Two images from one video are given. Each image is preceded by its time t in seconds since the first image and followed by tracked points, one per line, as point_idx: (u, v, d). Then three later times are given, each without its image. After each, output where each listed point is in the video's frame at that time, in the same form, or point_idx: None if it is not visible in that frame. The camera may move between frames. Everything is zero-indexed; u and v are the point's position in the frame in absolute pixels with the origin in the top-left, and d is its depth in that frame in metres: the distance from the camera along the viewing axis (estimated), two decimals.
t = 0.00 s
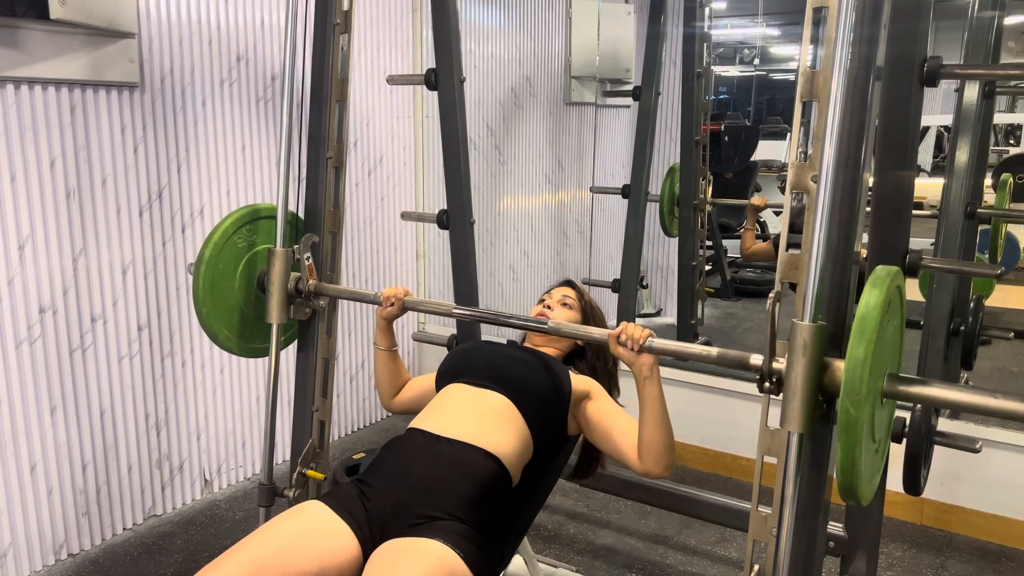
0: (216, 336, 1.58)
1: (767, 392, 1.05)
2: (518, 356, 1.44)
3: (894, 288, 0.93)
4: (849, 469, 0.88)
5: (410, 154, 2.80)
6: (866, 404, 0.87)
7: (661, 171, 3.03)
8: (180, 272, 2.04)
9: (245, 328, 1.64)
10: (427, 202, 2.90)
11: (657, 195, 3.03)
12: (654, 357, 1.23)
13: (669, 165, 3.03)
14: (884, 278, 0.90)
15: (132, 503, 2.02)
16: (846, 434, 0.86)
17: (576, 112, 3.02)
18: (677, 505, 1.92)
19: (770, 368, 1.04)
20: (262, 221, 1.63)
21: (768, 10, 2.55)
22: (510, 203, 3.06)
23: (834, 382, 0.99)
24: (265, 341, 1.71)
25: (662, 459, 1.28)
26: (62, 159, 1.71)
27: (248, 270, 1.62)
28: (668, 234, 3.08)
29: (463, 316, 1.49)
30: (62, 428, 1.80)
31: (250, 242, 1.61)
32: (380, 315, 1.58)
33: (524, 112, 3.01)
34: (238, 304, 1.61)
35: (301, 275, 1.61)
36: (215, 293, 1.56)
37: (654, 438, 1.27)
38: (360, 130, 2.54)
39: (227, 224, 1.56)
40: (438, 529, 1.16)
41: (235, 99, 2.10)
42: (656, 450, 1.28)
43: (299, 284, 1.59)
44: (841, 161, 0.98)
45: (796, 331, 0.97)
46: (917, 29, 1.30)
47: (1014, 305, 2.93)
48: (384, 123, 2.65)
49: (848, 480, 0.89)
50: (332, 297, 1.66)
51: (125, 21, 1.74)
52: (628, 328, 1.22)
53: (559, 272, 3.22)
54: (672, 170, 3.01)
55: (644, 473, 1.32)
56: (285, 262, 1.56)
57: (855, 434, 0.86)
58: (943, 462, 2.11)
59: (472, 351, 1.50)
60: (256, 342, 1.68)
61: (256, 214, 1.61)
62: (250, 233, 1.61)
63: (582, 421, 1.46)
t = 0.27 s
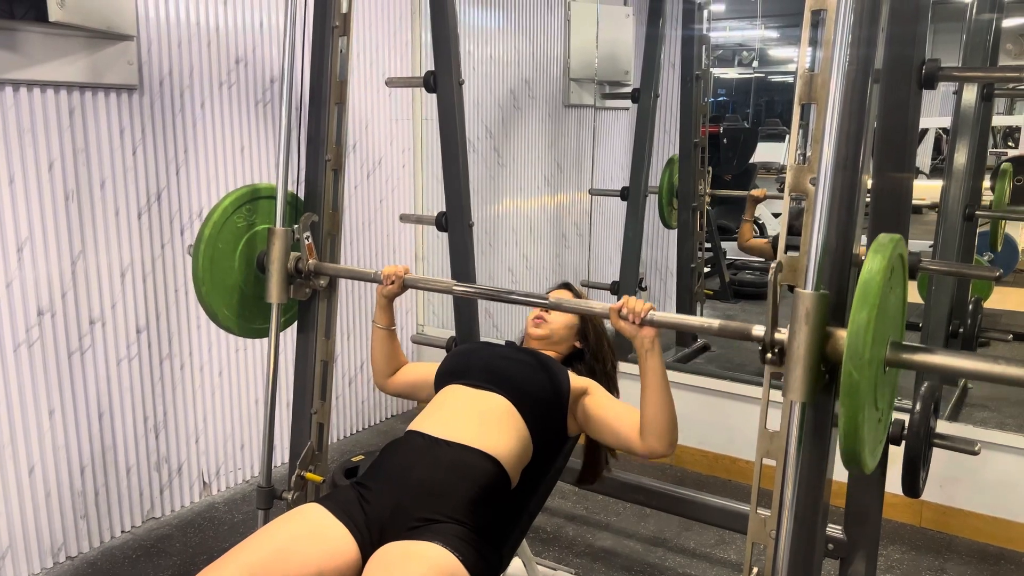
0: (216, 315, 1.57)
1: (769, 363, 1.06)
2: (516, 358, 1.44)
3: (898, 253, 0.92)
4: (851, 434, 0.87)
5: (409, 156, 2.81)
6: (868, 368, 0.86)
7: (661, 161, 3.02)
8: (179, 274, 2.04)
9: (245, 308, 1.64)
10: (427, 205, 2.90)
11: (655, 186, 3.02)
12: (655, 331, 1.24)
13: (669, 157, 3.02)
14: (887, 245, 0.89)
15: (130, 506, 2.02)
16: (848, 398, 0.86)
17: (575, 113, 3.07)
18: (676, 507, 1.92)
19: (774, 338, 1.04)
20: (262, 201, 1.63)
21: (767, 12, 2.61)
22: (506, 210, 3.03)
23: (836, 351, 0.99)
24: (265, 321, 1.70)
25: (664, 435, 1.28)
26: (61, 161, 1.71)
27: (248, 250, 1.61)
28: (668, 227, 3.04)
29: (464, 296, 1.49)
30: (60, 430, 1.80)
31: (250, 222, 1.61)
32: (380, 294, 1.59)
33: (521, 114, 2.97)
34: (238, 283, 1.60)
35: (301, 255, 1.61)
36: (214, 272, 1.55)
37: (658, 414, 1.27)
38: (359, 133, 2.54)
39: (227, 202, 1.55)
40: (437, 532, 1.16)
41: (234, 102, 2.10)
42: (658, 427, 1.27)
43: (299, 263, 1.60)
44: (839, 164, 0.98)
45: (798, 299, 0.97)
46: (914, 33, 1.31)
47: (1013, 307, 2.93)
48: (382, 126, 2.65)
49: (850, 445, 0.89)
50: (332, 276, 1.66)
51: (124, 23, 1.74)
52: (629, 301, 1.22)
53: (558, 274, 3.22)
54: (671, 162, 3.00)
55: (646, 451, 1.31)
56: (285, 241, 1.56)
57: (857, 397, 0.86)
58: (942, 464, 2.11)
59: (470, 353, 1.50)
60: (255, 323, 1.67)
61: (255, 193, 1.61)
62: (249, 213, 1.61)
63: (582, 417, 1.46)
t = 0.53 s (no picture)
0: (216, 272, 1.57)
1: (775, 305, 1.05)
2: (514, 357, 1.44)
3: (903, 189, 0.93)
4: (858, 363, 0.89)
5: (408, 158, 2.81)
6: (875, 297, 0.88)
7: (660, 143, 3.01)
8: (178, 276, 2.03)
9: (246, 266, 1.64)
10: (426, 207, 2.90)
11: (655, 166, 3.04)
12: (660, 278, 1.24)
13: (668, 137, 3.01)
14: (894, 179, 0.90)
15: (130, 508, 2.02)
16: (855, 327, 0.87)
17: (574, 114, 3.07)
18: (675, 509, 1.92)
19: (779, 279, 1.04)
20: (263, 160, 1.64)
21: (766, 12, 2.62)
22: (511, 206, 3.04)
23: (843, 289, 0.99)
24: (266, 282, 1.71)
25: (664, 385, 1.28)
26: (60, 163, 1.71)
27: (249, 208, 1.62)
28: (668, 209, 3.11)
29: (467, 249, 1.48)
30: (59, 432, 1.80)
31: (251, 180, 1.61)
32: (383, 250, 1.59)
33: (522, 115, 2.99)
34: (238, 241, 1.61)
35: (303, 214, 1.62)
36: (215, 228, 1.55)
37: (653, 360, 1.27)
38: (357, 134, 2.54)
39: (226, 160, 1.55)
40: (434, 534, 1.16)
41: (233, 104, 2.10)
42: (656, 379, 1.28)
43: (300, 221, 1.60)
44: (835, 167, 0.99)
45: (804, 236, 0.97)
46: (914, 33, 1.30)
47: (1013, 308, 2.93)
48: (382, 127, 2.65)
49: (857, 377, 0.91)
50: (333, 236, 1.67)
51: (123, 25, 1.74)
52: (633, 248, 1.23)
53: (557, 276, 3.22)
54: (671, 142, 3.01)
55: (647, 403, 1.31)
56: (286, 199, 1.56)
57: (864, 325, 0.87)
58: (942, 465, 2.10)
59: (469, 353, 1.50)
60: (256, 283, 1.68)
61: (255, 151, 1.61)
62: (250, 171, 1.61)
63: (580, 410, 1.46)
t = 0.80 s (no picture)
0: (217, 231, 1.57)
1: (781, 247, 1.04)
2: (512, 356, 1.44)
3: (913, 121, 0.91)
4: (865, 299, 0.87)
5: (408, 158, 2.81)
6: (883, 227, 0.86)
7: (661, 122, 2.98)
8: (179, 277, 2.04)
9: (248, 225, 1.64)
10: (427, 208, 2.90)
11: (658, 146, 2.97)
12: (664, 225, 1.23)
13: (669, 117, 2.99)
14: (903, 109, 0.88)
15: (130, 509, 2.02)
16: (863, 259, 0.85)
17: (575, 115, 3.08)
18: (675, 509, 1.91)
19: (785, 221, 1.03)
20: (263, 118, 1.63)
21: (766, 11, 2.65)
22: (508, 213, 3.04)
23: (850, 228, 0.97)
24: (268, 243, 1.70)
25: (644, 330, 1.29)
26: (60, 164, 1.71)
27: (250, 166, 1.61)
28: (668, 188, 3.08)
29: (471, 203, 1.47)
30: (59, 433, 1.80)
31: (252, 139, 1.61)
32: (386, 206, 1.58)
33: (522, 115, 2.98)
34: (239, 199, 1.60)
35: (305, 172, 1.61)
36: (216, 187, 1.55)
37: (641, 307, 1.28)
38: (358, 134, 2.54)
39: (227, 118, 1.55)
40: (433, 535, 1.16)
41: (233, 105, 2.10)
42: (640, 324, 1.29)
43: (301, 180, 1.59)
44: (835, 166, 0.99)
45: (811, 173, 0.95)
46: (914, 32, 1.29)
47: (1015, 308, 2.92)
48: (382, 128, 2.64)
49: (865, 313, 0.89)
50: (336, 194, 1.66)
51: (123, 26, 1.74)
52: (637, 196, 1.22)
53: (558, 276, 3.21)
54: (672, 121, 2.99)
55: (630, 352, 1.32)
56: (287, 157, 1.56)
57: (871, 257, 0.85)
58: (943, 465, 2.10)
59: (469, 352, 1.49)
60: (257, 243, 1.67)
61: (256, 110, 1.61)
62: (251, 130, 1.61)
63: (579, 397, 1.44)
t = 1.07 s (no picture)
0: (219, 219, 1.58)
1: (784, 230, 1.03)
2: (511, 356, 1.44)
3: (915, 100, 0.92)
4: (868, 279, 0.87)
5: (411, 158, 2.81)
6: (886, 206, 0.86)
7: (664, 114, 2.98)
8: (180, 277, 2.04)
9: (250, 213, 1.64)
10: (429, 208, 2.90)
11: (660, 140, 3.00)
12: (667, 209, 1.23)
13: (673, 109, 2.98)
14: (906, 89, 0.88)
15: (133, 509, 2.02)
16: (866, 238, 0.86)
17: (577, 115, 3.02)
18: (678, 510, 1.91)
19: (788, 204, 1.01)
20: (265, 106, 1.64)
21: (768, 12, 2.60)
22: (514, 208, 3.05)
23: (853, 209, 0.97)
24: (270, 231, 1.71)
25: (634, 312, 1.30)
26: (62, 166, 1.72)
27: (252, 154, 1.62)
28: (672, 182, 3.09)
29: (470, 189, 1.47)
30: (62, 434, 1.81)
31: (253, 127, 1.61)
32: (388, 193, 1.57)
33: (524, 116, 3.00)
34: (241, 187, 1.61)
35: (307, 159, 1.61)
36: (218, 175, 1.55)
37: (635, 287, 1.30)
38: (360, 134, 2.54)
39: (230, 105, 1.56)
40: (433, 536, 1.16)
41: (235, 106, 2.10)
42: (632, 305, 1.30)
43: (303, 167, 1.59)
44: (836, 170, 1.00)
45: (814, 153, 0.95)
46: (916, 31, 1.29)
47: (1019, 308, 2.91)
48: (383, 129, 2.64)
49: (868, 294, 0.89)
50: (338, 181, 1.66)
51: (124, 27, 1.74)
52: (641, 179, 1.22)
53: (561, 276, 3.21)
54: (675, 114, 2.97)
55: (621, 335, 1.33)
56: (289, 144, 1.56)
57: (874, 236, 0.86)
58: (947, 466, 2.09)
59: (470, 353, 1.49)
60: (259, 231, 1.67)
61: (257, 98, 1.61)
62: (253, 118, 1.61)
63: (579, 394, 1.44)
